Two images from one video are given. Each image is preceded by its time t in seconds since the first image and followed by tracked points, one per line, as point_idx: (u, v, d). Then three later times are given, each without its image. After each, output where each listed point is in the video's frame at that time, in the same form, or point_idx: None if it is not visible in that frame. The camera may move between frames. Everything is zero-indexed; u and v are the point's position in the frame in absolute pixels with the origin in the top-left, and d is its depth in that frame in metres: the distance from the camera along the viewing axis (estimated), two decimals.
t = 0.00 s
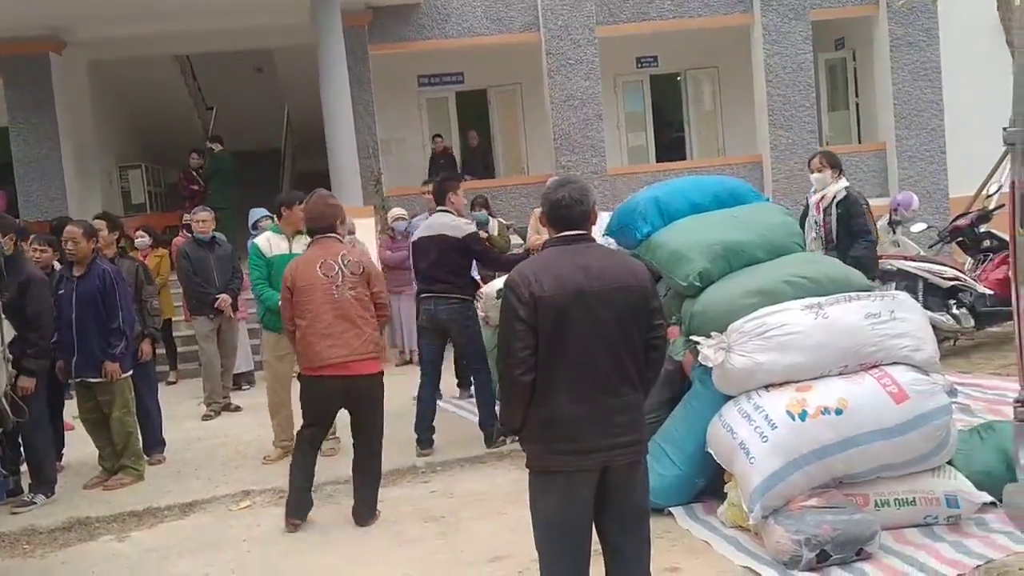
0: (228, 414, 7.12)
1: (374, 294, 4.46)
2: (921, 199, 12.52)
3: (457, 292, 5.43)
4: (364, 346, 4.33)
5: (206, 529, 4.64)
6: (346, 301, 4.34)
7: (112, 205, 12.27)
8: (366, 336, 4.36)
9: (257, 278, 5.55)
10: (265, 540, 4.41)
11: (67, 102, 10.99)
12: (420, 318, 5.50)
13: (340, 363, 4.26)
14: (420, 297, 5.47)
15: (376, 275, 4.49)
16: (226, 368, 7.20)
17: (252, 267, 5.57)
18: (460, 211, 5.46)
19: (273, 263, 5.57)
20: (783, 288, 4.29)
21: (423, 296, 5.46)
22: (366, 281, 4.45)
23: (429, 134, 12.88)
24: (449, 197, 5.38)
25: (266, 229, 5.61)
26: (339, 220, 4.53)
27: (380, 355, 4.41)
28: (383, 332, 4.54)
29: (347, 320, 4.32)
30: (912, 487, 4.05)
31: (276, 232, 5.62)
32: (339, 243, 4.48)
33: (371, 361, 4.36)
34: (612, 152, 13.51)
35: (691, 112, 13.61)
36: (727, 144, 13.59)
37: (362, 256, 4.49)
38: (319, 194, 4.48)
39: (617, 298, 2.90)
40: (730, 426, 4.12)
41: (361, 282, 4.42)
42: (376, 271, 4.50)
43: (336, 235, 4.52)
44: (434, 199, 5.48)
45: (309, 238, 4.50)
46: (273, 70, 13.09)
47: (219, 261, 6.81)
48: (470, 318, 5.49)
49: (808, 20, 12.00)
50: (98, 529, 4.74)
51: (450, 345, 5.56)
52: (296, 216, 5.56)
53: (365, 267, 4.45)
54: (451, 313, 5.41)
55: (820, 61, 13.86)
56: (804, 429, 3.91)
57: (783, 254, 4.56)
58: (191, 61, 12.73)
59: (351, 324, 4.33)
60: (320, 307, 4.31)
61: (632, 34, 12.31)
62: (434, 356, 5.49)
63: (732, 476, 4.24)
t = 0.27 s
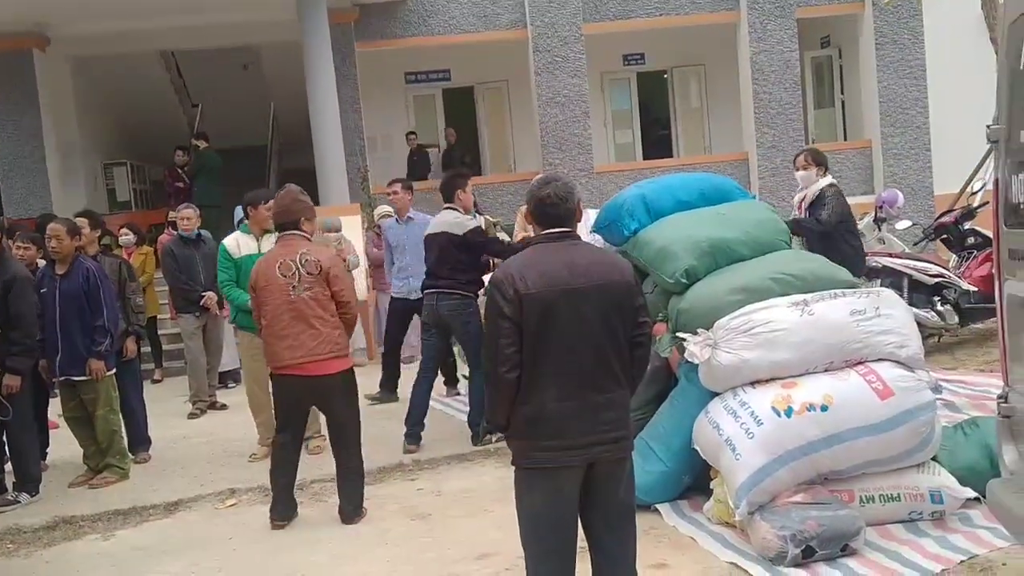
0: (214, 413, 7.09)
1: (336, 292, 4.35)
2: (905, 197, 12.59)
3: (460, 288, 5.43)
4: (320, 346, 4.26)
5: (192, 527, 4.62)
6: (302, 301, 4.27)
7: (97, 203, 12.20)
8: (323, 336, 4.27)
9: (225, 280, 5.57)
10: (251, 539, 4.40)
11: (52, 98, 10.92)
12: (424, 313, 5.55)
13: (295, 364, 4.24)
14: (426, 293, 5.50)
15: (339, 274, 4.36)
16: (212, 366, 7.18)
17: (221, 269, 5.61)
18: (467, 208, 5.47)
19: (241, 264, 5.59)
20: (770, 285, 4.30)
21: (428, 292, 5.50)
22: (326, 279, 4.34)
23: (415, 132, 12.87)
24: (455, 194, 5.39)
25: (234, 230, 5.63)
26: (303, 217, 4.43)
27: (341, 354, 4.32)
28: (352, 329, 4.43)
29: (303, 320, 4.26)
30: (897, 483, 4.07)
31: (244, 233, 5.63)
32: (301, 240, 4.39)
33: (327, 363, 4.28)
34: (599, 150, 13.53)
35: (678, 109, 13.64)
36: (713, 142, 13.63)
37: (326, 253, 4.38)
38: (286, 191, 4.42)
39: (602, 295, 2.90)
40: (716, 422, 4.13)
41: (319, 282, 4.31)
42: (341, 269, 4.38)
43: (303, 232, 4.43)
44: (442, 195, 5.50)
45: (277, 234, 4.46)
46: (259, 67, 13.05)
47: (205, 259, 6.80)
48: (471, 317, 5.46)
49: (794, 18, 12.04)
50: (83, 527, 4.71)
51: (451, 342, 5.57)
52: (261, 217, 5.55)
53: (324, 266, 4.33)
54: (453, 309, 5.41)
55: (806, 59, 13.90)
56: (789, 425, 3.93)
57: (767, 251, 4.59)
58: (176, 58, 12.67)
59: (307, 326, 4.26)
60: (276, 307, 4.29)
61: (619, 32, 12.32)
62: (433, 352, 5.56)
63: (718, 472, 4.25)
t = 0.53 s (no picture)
0: (200, 412, 7.07)
1: (302, 289, 4.30)
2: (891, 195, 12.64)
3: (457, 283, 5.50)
4: (287, 345, 4.22)
5: (177, 527, 4.61)
6: (267, 300, 4.23)
7: (81, 201, 12.13)
8: (290, 335, 4.24)
9: (198, 277, 5.66)
10: (236, 538, 4.38)
11: (35, 96, 10.84)
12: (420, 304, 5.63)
13: (264, 365, 4.22)
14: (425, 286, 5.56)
15: (303, 270, 4.31)
16: (198, 365, 7.16)
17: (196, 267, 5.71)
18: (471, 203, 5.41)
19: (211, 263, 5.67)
20: (756, 284, 4.31)
21: (425, 283, 5.57)
22: (291, 277, 4.28)
23: (402, 130, 12.85)
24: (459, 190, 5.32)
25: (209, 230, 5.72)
26: (266, 215, 4.41)
27: (311, 352, 4.29)
28: (321, 326, 4.39)
29: (270, 320, 4.22)
30: (882, 480, 4.09)
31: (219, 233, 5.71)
32: (265, 238, 4.35)
33: (296, 362, 4.24)
34: (586, 148, 13.54)
35: (664, 108, 13.66)
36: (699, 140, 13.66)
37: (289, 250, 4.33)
38: (247, 191, 4.41)
39: (586, 294, 2.90)
40: (702, 420, 4.14)
41: (284, 279, 4.26)
42: (306, 266, 4.33)
43: (266, 231, 4.40)
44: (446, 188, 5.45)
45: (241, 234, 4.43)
46: (244, 65, 13.00)
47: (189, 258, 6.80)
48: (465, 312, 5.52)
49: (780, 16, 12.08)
50: (66, 528, 4.69)
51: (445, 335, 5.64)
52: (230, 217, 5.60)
53: (288, 263, 4.28)
54: (447, 303, 5.48)
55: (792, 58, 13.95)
56: (775, 423, 3.94)
57: (753, 249, 4.60)
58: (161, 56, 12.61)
59: (275, 325, 4.23)
60: (243, 307, 4.25)
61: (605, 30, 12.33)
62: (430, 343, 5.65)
63: (704, 470, 4.26)
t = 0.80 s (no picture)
0: (183, 413, 7.04)
1: (267, 289, 4.28)
2: (874, 195, 12.71)
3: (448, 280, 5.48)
4: (255, 345, 4.18)
5: (159, 529, 4.58)
6: (232, 301, 4.20)
7: (63, 201, 12.06)
8: (258, 335, 4.20)
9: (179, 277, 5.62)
10: (220, 539, 4.36)
11: (17, 95, 10.77)
12: (408, 298, 5.63)
13: (234, 367, 4.18)
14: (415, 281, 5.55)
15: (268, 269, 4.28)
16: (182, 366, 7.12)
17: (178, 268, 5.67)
18: (474, 201, 5.39)
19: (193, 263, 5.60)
20: (740, 284, 4.32)
21: (415, 278, 5.56)
22: (255, 277, 4.26)
23: (387, 129, 12.83)
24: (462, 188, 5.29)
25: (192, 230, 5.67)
26: (228, 215, 4.38)
27: (280, 352, 4.25)
28: (289, 326, 4.37)
29: (236, 320, 4.19)
30: (865, 479, 4.10)
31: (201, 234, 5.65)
32: (229, 239, 4.32)
33: (265, 361, 4.20)
34: (571, 148, 13.55)
35: (650, 107, 13.68)
36: (684, 140, 13.69)
37: (252, 250, 4.30)
38: (208, 192, 4.39)
39: (567, 293, 2.91)
40: (686, 420, 4.14)
41: (248, 279, 4.24)
42: (270, 265, 4.30)
43: (231, 231, 4.37)
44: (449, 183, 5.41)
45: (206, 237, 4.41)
46: (228, 64, 12.94)
47: (172, 258, 6.77)
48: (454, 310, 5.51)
49: (765, 17, 12.13)
50: (49, 529, 4.66)
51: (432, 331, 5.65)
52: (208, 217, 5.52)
53: (252, 263, 4.26)
54: (436, 299, 5.48)
55: (776, 58, 14.01)
56: (759, 422, 3.95)
57: (736, 249, 4.61)
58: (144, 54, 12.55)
59: (242, 325, 4.19)
60: (210, 309, 4.23)
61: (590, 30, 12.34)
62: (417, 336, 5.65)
63: (688, 470, 4.27)
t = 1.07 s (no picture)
0: (165, 415, 7.00)
1: (235, 284, 4.17)
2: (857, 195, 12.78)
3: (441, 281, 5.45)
4: (225, 342, 4.10)
5: (141, 532, 4.55)
6: (200, 297, 4.11)
7: (43, 201, 11.98)
8: (226, 331, 4.11)
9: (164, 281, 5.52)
10: (202, 543, 4.33)
11: None
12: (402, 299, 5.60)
13: (203, 363, 4.12)
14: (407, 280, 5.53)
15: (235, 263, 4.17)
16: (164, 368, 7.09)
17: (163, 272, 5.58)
18: (462, 200, 5.38)
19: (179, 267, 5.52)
20: (723, 284, 4.32)
21: (409, 278, 5.52)
22: (223, 272, 4.15)
23: (371, 130, 12.82)
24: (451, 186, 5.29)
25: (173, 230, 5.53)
26: (198, 211, 4.30)
27: (249, 347, 4.16)
28: (261, 320, 4.26)
29: (204, 317, 4.11)
30: (848, 479, 4.11)
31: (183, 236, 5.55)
32: (198, 235, 4.24)
33: (233, 357, 4.12)
34: (556, 148, 13.56)
35: (634, 108, 13.71)
36: (668, 141, 13.73)
37: (220, 244, 4.20)
38: (178, 189, 4.31)
39: (548, 294, 2.89)
40: (670, 420, 4.14)
41: (215, 274, 4.13)
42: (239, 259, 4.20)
43: (200, 227, 4.28)
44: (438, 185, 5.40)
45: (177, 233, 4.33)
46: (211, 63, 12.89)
47: (155, 258, 6.72)
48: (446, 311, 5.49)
49: (748, 18, 12.18)
50: (28, 532, 4.62)
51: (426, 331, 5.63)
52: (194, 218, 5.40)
53: (219, 258, 4.15)
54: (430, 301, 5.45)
55: (759, 59, 14.07)
56: (741, 423, 3.95)
57: (722, 249, 4.61)
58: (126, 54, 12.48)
59: (209, 322, 4.11)
60: (178, 306, 4.15)
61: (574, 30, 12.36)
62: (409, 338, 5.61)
63: (672, 470, 4.27)
